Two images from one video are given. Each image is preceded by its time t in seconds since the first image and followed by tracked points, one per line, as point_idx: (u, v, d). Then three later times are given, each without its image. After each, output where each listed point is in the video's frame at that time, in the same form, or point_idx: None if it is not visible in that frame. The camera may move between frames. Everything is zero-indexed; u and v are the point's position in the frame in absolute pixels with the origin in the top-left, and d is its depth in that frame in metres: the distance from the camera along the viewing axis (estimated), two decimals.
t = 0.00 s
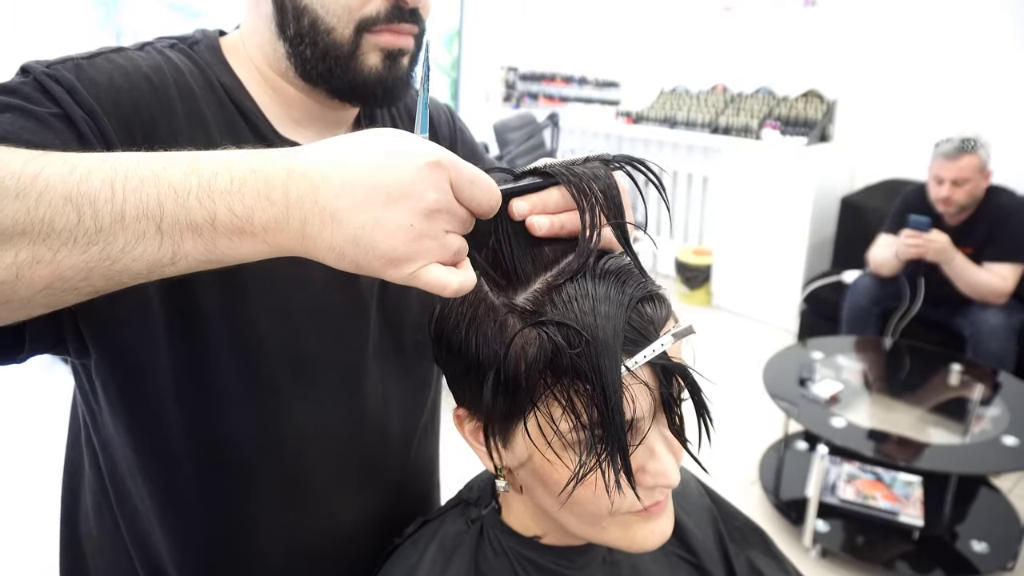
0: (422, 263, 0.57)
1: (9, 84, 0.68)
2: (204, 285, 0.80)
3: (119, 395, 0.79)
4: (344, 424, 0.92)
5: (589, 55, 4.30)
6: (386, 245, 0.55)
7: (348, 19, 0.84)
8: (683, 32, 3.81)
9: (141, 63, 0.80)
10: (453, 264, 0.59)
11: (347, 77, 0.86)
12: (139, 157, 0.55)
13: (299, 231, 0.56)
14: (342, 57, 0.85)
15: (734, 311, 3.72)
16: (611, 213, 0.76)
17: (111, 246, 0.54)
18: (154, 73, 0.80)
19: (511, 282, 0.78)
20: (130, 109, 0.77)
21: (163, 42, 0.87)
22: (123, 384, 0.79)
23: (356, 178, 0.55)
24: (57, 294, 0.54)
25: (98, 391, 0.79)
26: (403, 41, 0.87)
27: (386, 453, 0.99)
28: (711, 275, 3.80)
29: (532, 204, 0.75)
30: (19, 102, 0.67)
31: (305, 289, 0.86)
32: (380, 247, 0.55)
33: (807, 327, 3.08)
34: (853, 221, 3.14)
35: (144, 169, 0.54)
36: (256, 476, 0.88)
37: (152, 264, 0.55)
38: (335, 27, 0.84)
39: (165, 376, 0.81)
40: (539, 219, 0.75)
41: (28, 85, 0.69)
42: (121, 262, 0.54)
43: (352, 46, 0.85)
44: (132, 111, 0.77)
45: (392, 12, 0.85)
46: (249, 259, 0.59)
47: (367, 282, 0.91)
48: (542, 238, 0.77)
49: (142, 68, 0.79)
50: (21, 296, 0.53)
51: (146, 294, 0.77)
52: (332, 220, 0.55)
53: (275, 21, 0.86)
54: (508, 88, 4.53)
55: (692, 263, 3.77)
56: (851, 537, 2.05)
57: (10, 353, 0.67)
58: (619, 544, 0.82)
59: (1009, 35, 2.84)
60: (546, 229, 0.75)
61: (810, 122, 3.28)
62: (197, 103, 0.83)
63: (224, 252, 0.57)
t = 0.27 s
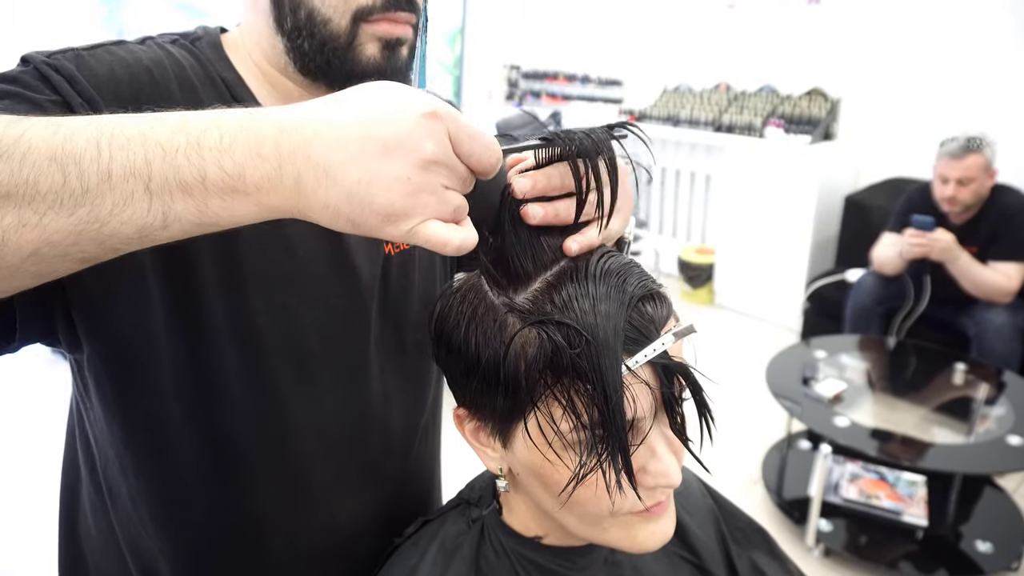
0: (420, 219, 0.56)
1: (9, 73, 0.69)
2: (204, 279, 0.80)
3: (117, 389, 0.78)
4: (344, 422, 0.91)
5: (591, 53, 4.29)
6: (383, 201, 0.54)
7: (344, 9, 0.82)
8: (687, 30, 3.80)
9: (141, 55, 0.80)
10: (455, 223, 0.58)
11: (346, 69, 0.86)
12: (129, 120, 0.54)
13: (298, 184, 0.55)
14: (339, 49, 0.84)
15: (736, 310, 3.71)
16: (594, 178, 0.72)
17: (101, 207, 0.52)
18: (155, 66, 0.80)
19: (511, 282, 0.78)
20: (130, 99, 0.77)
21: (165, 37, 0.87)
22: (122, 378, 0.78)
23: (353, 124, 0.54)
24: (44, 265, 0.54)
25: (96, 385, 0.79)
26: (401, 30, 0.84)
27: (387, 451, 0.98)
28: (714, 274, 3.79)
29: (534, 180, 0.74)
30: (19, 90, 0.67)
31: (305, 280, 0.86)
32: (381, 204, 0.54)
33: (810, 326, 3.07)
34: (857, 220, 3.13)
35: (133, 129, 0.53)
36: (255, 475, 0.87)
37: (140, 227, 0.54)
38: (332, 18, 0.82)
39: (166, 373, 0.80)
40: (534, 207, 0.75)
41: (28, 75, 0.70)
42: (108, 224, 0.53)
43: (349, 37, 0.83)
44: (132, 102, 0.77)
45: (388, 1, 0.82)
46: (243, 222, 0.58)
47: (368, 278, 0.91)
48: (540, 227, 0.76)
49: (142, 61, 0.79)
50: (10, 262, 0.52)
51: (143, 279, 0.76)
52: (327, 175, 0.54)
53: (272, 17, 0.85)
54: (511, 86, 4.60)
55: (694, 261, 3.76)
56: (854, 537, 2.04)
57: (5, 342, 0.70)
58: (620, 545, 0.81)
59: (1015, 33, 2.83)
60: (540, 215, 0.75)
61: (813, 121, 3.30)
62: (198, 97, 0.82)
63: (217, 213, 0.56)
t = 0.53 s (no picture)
0: (374, 159, 0.52)
1: None
2: (200, 279, 0.79)
3: (111, 394, 0.77)
4: (344, 419, 0.91)
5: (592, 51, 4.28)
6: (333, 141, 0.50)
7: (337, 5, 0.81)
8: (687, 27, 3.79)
9: (130, 56, 0.80)
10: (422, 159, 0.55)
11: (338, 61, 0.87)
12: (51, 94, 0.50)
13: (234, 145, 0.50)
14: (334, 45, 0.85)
15: (738, 307, 3.71)
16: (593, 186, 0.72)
17: (33, 186, 0.48)
18: (143, 67, 0.80)
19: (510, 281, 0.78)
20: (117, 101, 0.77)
21: (157, 37, 0.86)
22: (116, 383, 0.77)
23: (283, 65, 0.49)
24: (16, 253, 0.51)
25: (90, 389, 0.78)
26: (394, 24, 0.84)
27: (387, 449, 0.98)
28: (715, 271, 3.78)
29: (533, 181, 0.72)
30: None
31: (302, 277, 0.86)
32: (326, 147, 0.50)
33: (812, 323, 3.06)
34: (858, 217, 3.12)
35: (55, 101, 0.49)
36: (255, 477, 0.87)
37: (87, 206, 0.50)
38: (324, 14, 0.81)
39: (163, 376, 0.79)
40: (530, 206, 0.75)
41: (10, 78, 0.70)
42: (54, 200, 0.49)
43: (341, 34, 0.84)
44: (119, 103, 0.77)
45: None
46: (190, 192, 0.53)
47: (366, 275, 0.91)
48: (537, 224, 0.77)
49: (130, 62, 0.79)
50: None
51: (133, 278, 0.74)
52: (264, 124, 0.49)
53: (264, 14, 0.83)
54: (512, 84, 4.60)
55: (695, 259, 3.76)
56: (856, 534, 2.03)
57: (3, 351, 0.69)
58: (619, 544, 0.81)
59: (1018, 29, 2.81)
60: (536, 215, 0.75)
61: (815, 117, 3.37)
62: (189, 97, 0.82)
63: (164, 183, 0.51)
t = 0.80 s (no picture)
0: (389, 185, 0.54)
1: None
2: (195, 280, 0.79)
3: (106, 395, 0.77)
4: (343, 420, 0.91)
5: (592, 49, 4.28)
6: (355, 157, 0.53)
7: (336, 9, 0.82)
8: (687, 25, 3.78)
9: (124, 60, 0.79)
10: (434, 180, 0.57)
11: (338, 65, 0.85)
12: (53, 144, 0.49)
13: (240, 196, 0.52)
14: (332, 47, 0.84)
15: (738, 305, 3.71)
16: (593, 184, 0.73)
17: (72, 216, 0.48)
18: (138, 69, 0.79)
19: (511, 281, 0.78)
20: (112, 105, 0.76)
21: (150, 37, 0.86)
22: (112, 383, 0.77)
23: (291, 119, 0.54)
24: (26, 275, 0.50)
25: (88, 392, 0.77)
26: (394, 28, 0.84)
27: (386, 450, 0.98)
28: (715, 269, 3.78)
29: (531, 182, 0.74)
30: None
31: (300, 277, 0.85)
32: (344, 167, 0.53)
33: (812, 322, 3.06)
34: (859, 214, 3.12)
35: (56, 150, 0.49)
36: (255, 477, 0.87)
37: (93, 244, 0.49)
38: (324, 18, 0.82)
39: (159, 376, 0.79)
40: (531, 206, 0.75)
41: (5, 84, 0.67)
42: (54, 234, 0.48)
43: (341, 37, 0.83)
44: (114, 108, 0.76)
45: None
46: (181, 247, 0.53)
47: (365, 275, 0.90)
48: (537, 225, 0.76)
49: (125, 65, 0.78)
50: None
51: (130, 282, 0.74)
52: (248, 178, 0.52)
53: (262, 15, 0.84)
54: (511, 83, 4.58)
55: (696, 257, 3.76)
56: (856, 533, 2.03)
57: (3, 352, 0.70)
58: (621, 543, 0.81)
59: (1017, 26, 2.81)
60: (537, 215, 0.75)
61: (815, 115, 3.35)
62: (185, 98, 0.82)
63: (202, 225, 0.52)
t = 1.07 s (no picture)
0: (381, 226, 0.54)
1: None
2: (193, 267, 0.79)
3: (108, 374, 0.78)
4: (344, 415, 0.91)
5: (598, 47, 4.26)
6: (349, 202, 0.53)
7: (353, 8, 0.81)
8: (694, 23, 3.77)
9: (137, 44, 0.80)
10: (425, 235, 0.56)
11: (352, 65, 0.84)
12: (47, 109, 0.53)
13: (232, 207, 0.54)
14: (347, 47, 0.83)
15: (745, 304, 3.69)
16: (595, 179, 0.74)
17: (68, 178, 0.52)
18: (149, 53, 0.79)
19: (515, 275, 0.77)
20: (118, 84, 0.77)
21: (168, 30, 0.86)
22: (114, 362, 0.78)
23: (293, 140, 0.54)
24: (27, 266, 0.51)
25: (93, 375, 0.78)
26: (409, 30, 0.84)
27: (389, 447, 0.97)
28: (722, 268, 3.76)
29: (531, 183, 0.77)
30: None
31: (302, 271, 0.85)
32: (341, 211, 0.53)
33: (819, 321, 3.05)
34: (867, 213, 3.10)
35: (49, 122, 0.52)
36: (258, 471, 0.87)
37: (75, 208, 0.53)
38: (340, 17, 0.81)
39: (160, 361, 0.80)
40: (530, 202, 0.77)
41: (11, 52, 0.70)
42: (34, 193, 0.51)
43: (356, 36, 0.82)
44: (119, 87, 0.77)
45: None
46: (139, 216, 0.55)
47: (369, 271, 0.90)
48: (541, 220, 0.77)
49: (135, 48, 0.79)
50: None
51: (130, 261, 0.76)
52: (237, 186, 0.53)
53: (277, 12, 0.84)
54: (518, 81, 4.54)
55: (702, 255, 3.74)
56: (862, 532, 2.02)
57: None
58: (626, 540, 0.80)
59: None
60: (539, 212, 0.76)
61: (822, 113, 3.29)
62: (193, 87, 0.81)
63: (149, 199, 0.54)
